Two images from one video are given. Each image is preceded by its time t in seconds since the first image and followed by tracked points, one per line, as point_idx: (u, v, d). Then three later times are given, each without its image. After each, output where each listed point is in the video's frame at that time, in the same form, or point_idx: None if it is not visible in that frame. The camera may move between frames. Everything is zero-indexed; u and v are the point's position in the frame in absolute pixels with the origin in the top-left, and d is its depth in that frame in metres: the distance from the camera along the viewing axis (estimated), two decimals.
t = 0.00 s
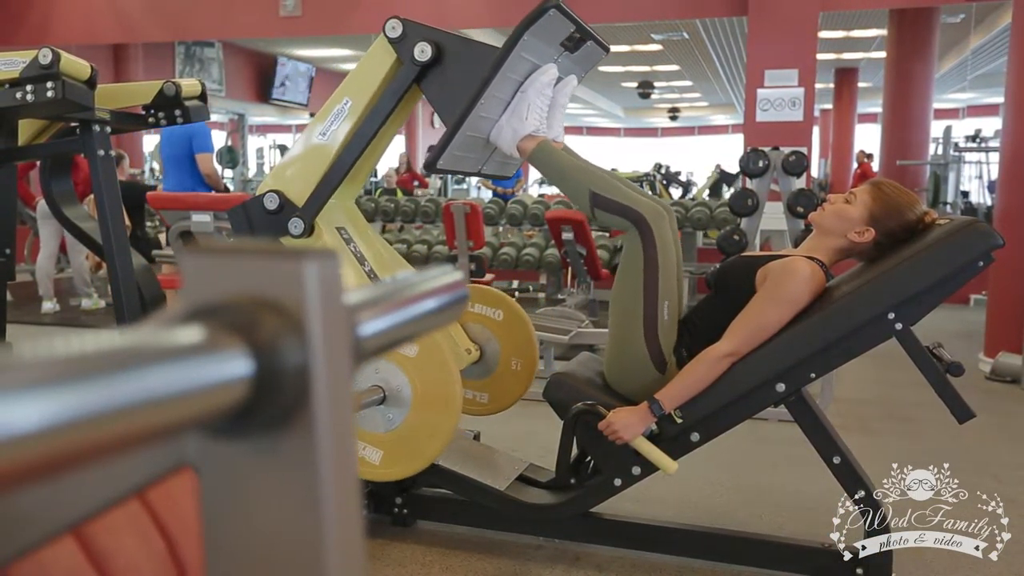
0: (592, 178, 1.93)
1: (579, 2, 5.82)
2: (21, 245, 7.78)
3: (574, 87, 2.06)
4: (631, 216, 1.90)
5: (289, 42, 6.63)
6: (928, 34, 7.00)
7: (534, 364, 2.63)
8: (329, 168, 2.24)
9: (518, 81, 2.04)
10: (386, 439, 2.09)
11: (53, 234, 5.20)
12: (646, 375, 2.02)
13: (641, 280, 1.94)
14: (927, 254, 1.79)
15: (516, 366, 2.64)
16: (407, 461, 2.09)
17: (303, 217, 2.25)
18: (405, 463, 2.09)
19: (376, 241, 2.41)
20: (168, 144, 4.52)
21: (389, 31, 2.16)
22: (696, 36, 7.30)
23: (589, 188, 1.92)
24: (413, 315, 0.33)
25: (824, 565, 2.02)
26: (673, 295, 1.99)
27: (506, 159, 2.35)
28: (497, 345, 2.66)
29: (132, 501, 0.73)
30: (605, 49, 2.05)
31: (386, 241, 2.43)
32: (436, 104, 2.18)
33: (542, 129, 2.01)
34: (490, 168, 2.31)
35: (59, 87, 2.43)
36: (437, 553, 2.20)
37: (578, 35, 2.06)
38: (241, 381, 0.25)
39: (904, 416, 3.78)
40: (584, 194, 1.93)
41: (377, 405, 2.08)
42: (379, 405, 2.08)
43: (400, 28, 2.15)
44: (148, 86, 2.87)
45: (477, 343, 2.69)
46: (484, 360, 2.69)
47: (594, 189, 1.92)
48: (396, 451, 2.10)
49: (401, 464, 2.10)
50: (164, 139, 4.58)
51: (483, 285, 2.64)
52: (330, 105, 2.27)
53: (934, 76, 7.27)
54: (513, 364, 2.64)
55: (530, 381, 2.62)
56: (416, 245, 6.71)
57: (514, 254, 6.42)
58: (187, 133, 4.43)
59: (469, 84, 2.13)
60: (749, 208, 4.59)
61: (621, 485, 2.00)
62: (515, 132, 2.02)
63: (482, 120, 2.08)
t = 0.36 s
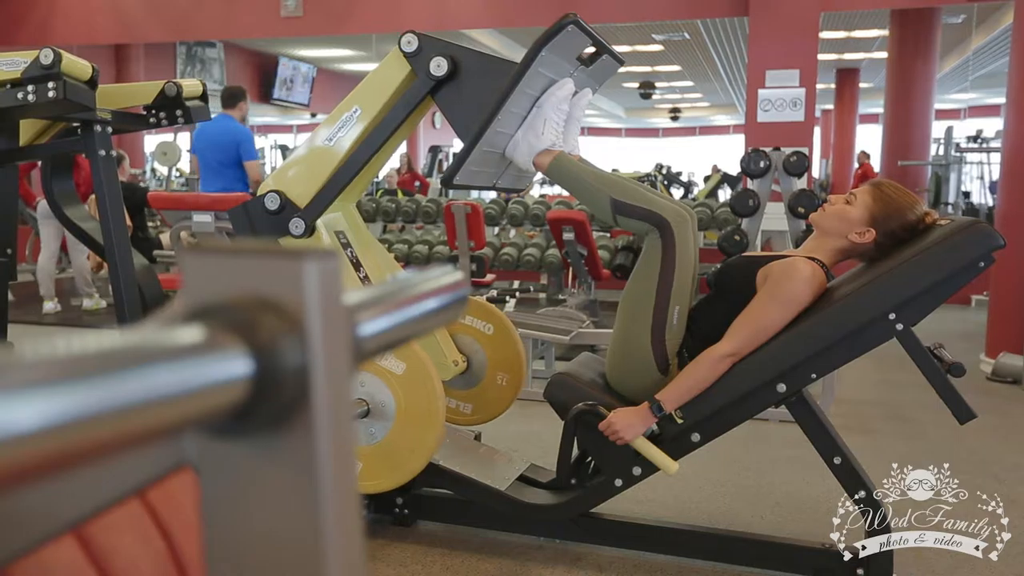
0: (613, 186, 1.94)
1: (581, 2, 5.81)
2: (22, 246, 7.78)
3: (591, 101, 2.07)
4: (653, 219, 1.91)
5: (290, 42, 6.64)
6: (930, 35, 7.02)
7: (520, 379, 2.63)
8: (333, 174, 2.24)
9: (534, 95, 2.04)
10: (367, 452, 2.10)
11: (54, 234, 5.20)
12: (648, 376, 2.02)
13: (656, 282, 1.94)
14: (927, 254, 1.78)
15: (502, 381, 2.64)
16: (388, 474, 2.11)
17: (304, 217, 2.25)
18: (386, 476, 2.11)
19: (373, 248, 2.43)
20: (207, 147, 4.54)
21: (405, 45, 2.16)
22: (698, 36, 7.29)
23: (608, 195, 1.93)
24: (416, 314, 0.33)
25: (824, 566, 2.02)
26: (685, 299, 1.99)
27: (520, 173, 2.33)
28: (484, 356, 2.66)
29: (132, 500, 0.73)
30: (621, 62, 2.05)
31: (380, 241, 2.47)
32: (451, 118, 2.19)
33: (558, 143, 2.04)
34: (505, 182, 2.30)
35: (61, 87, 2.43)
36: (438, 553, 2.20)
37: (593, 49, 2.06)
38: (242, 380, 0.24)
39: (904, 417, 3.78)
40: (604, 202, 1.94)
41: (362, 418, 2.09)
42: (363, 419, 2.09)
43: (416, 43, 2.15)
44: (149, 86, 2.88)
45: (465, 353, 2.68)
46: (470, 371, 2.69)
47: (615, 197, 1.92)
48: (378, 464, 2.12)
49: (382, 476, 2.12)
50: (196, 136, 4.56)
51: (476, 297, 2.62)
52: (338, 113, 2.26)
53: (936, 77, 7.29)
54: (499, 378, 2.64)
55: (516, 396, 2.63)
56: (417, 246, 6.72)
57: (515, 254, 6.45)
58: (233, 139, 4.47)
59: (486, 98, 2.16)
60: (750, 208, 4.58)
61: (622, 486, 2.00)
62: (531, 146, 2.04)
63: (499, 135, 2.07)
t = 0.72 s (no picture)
0: (627, 194, 1.93)
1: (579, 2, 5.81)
2: (21, 245, 7.77)
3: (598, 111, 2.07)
4: (667, 223, 1.92)
5: (290, 41, 6.64)
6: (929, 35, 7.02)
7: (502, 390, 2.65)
8: (331, 179, 2.24)
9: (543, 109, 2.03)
10: (343, 461, 2.10)
11: (53, 234, 5.20)
12: (645, 376, 2.02)
13: (660, 290, 1.96)
14: (922, 254, 1.78)
15: (484, 393, 2.65)
16: (362, 483, 2.11)
17: (301, 217, 2.26)
18: (361, 485, 2.11)
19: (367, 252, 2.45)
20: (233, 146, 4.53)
21: (413, 59, 2.16)
22: (697, 35, 7.29)
23: (621, 203, 1.92)
24: (412, 308, 0.34)
25: (822, 566, 2.02)
26: (690, 302, 1.99)
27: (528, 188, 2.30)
28: (467, 365, 2.66)
29: (115, 498, 0.72)
30: (629, 74, 2.04)
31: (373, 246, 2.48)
32: (458, 131, 2.19)
33: (566, 155, 2.03)
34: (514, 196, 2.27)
35: (57, 86, 2.43)
36: (434, 552, 2.20)
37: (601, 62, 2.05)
38: (216, 379, 0.24)
39: (902, 416, 3.78)
40: (617, 210, 1.93)
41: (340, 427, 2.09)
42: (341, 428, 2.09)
43: (424, 57, 2.16)
44: (145, 85, 2.87)
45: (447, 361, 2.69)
46: (452, 379, 2.68)
47: (628, 205, 1.92)
48: (354, 473, 2.11)
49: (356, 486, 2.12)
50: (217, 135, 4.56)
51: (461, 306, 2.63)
52: (340, 119, 2.25)
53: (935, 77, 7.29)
54: (480, 390, 2.65)
55: (497, 407, 2.65)
56: (416, 245, 6.73)
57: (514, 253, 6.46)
58: (258, 138, 4.50)
59: (496, 114, 2.16)
60: (749, 208, 4.58)
61: (617, 485, 2.00)
62: (540, 160, 2.03)
63: (508, 150, 2.05)
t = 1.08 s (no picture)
0: (625, 195, 1.94)
1: None
2: (17, 242, 7.77)
3: (594, 117, 2.05)
4: (666, 223, 1.92)
5: (288, 39, 6.62)
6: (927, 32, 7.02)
7: (485, 394, 2.66)
8: (324, 180, 2.24)
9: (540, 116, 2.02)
10: (322, 463, 2.10)
11: (50, 232, 5.20)
12: (636, 372, 2.01)
13: (654, 292, 1.96)
14: (910, 252, 1.79)
15: (467, 396, 2.67)
16: (342, 486, 2.11)
17: (292, 215, 2.25)
18: (339, 487, 2.11)
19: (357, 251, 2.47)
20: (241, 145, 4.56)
21: (410, 65, 2.15)
22: (696, 33, 7.28)
23: (621, 205, 1.93)
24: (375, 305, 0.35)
25: (814, 564, 2.01)
26: (684, 302, 1.98)
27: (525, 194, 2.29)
28: (451, 367, 2.67)
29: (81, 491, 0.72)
30: (627, 81, 2.04)
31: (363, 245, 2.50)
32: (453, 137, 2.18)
33: (564, 162, 2.02)
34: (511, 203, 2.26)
35: (47, 83, 2.42)
36: (424, 550, 2.20)
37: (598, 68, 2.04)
38: (160, 377, 0.24)
39: (898, 414, 3.78)
40: (616, 211, 1.94)
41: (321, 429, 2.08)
42: (323, 430, 2.09)
43: (421, 63, 2.15)
44: (138, 82, 2.86)
45: (432, 362, 2.69)
46: (437, 380, 2.69)
47: (630, 208, 1.93)
48: (333, 475, 2.11)
49: (335, 487, 2.11)
50: (229, 136, 4.61)
51: (449, 309, 2.64)
52: (336, 120, 2.24)
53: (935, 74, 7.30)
54: (464, 393, 2.66)
55: (479, 411, 2.66)
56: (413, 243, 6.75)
57: (511, 251, 6.48)
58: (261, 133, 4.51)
59: (492, 120, 2.14)
60: (745, 206, 4.58)
61: (607, 483, 2.00)
62: (538, 168, 2.01)
63: (505, 156, 2.04)
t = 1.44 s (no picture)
0: (618, 196, 1.94)
1: None
2: (13, 240, 7.75)
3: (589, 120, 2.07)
4: (659, 223, 1.93)
5: (286, 37, 6.61)
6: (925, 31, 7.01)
7: (472, 396, 2.65)
8: (315, 180, 2.24)
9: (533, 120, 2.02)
10: (306, 464, 2.10)
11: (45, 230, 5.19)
12: (625, 371, 2.01)
13: (648, 284, 1.95)
14: (898, 251, 1.79)
15: (453, 397, 2.66)
16: (325, 487, 2.10)
17: (283, 213, 2.24)
18: (323, 488, 2.10)
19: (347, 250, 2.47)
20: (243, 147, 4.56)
21: (404, 68, 2.15)
22: (695, 31, 7.26)
23: (614, 207, 1.92)
24: (335, 304, 0.35)
25: (805, 562, 2.01)
26: (676, 303, 1.98)
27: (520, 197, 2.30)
28: (439, 368, 2.66)
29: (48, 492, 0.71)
30: (621, 85, 2.04)
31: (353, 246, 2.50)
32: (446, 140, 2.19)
33: (558, 165, 2.04)
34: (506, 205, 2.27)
35: (38, 81, 2.42)
36: (415, 548, 2.20)
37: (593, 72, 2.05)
38: (105, 375, 0.23)
39: (894, 413, 3.78)
40: (609, 213, 1.93)
41: (305, 430, 2.08)
42: (306, 431, 2.09)
43: (415, 66, 2.15)
44: (130, 80, 2.86)
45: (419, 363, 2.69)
46: (424, 380, 2.69)
47: (624, 208, 1.92)
48: (316, 476, 2.11)
49: (318, 488, 2.11)
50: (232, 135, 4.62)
51: (436, 309, 2.63)
52: (330, 120, 2.24)
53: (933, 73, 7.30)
54: (450, 394, 2.66)
55: (465, 412, 2.65)
56: (410, 241, 6.75)
57: (508, 249, 6.49)
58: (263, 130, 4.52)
59: (484, 123, 2.15)
60: (740, 204, 4.59)
61: (596, 481, 2.01)
62: (532, 171, 2.02)
63: (499, 160, 2.05)
